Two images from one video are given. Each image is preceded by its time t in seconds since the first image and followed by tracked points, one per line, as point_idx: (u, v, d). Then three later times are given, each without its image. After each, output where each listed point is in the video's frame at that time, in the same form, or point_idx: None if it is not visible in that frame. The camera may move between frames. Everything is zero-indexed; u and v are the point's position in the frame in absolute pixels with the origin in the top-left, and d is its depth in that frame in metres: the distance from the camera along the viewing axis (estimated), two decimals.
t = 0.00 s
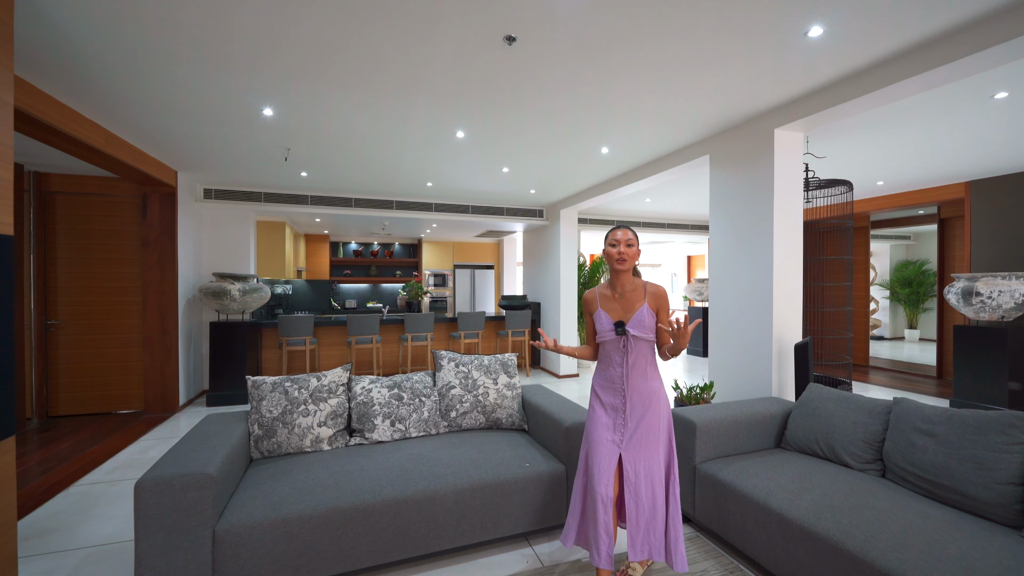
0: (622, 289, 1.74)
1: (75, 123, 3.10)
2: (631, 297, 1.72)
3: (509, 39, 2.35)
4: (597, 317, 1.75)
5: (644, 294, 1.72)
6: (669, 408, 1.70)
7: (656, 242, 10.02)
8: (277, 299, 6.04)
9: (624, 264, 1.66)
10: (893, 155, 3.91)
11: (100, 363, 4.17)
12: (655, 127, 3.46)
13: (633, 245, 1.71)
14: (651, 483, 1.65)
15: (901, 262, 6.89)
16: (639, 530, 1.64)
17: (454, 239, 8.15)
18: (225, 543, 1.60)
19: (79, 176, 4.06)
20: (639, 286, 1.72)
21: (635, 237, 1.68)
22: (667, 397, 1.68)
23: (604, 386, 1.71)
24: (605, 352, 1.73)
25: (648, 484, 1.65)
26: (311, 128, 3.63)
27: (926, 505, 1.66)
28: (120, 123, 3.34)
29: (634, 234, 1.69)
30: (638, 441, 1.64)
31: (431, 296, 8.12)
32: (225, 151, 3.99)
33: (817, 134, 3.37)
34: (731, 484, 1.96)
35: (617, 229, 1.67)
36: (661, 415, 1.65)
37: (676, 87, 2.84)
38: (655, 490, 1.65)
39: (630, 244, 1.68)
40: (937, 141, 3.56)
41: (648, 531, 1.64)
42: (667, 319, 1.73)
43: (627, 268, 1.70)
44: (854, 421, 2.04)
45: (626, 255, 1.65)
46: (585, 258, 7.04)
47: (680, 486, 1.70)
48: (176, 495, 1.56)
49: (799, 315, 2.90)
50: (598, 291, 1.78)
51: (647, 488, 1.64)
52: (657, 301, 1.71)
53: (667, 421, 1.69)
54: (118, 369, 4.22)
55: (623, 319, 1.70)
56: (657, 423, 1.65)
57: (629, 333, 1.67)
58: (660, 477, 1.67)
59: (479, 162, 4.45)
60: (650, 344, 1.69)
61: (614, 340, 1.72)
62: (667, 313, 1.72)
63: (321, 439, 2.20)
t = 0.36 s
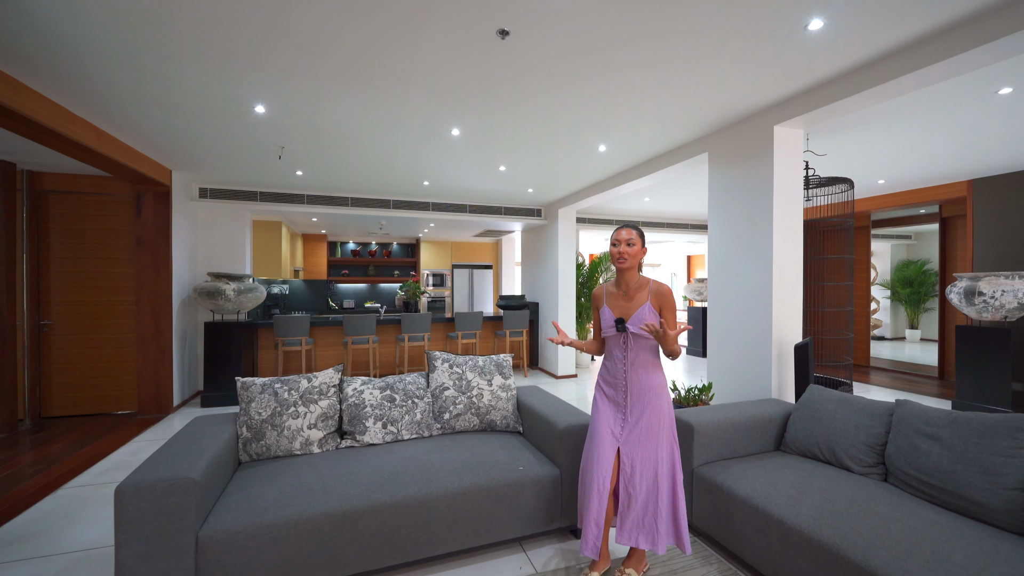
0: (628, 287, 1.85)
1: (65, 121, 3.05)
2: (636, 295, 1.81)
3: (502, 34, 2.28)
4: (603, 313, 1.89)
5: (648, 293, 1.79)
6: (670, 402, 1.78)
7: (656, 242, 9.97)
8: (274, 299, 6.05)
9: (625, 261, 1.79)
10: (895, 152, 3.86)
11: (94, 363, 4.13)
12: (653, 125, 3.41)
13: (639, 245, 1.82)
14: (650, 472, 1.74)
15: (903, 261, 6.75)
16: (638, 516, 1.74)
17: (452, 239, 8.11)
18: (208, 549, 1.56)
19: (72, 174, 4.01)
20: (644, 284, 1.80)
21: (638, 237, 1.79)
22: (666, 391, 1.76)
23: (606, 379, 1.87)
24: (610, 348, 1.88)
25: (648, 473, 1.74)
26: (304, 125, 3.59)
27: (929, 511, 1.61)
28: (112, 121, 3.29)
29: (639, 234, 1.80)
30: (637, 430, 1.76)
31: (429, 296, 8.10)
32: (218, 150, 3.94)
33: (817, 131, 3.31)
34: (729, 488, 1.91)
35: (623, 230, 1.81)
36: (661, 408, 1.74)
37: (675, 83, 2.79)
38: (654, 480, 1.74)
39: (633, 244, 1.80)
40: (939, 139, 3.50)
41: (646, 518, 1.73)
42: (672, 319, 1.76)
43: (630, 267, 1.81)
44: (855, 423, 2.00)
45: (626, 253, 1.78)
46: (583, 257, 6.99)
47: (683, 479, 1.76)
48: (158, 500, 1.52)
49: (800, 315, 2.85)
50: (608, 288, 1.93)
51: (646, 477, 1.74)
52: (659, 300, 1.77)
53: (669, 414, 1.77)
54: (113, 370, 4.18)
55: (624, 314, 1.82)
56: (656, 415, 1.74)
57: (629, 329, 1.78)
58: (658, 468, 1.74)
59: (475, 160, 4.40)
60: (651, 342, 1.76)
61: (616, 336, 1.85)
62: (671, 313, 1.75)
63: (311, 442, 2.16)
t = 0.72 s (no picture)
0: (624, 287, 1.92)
1: (57, 121, 3.02)
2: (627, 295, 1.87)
3: (492, 29, 2.36)
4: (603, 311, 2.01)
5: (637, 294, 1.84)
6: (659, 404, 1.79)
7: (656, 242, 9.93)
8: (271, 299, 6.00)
9: (612, 262, 1.87)
10: (896, 150, 3.82)
11: (88, 363, 4.11)
12: (650, 122, 3.37)
13: (631, 246, 1.86)
14: (638, 472, 1.79)
15: (905, 261, 6.62)
16: (626, 512, 1.80)
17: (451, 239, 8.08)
18: (191, 555, 1.52)
19: (66, 174, 3.99)
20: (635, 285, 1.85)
21: (626, 241, 1.85)
22: (653, 392, 1.78)
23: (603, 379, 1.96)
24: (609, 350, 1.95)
25: (631, 471, 1.80)
26: (298, 123, 3.55)
27: (930, 516, 1.57)
28: (105, 120, 3.26)
29: (629, 237, 1.86)
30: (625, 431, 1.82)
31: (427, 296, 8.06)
32: (212, 149, 3.92)
33: (817, 128, 3.27)
34: (725, 491, 1.88)
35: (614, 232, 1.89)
36: (647, 410, 1.77)
37: (672, 79, 2.75)
38: (642, 478, 1.79)
39: (622, 247, 1.87)
40: (940, 136, 3.46)
41: (636, 515, 1.79)
42: (658, 320, 1.77)
43: (621, 268, 1.89)
44: (853, 425, 1.96)
45: (613, 256, 1.87)
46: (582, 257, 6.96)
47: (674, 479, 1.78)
48: (139, 504, 1.48)
49: (798, 315, 2.81)
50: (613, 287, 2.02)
51: (633, 476, 1.80)
52: (645, 302, 1.79)
53: (658, 416, 1.79)
54: (107, 370, 4.15)
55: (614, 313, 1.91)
56: (643, 417, 1.78)
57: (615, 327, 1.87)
58: (642, 467, 1.79)
59: (472, 159, 4.37)
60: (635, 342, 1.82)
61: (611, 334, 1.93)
62: (655, 314, 1.77)
63: (300, 444, 2.13)
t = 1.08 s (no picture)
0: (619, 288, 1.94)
1: (54, 122, 3.04)
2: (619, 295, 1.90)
3: (482, 25, 2.32)
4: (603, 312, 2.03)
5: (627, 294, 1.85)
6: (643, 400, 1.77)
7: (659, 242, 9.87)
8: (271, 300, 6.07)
9: (605, 263, 1.91)
10: (900, 149, 3.76)
11: (88, 363, 4.13)
12: (648, 121, 3.33)
13: (625, 248, 1.89)
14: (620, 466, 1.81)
15: (911, 261, 6.71)
16: (615, 505, 1.85)
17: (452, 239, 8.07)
18: (175, 558, 1.51)
19: (66, 175, 4.02)
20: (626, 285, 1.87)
21: (615, 242, 1.88)
22: (633, 387, 1.77)
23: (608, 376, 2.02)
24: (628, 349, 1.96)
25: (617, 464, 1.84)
26: (294, 123, 3.55)
27: (928, 523, 1.53)
28: (102, 121, 3.27)
29: (618, 238, 1.89)
30: (615, 425, 1.85)
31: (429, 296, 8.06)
32: (210, 150, 3.92)
33: (819, 125, 3.22)
34: (719, 495, 1.85)
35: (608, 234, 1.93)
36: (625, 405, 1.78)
37: (669, 76, 2.72)
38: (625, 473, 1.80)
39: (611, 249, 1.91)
40: (945, 134, 3.40)
41: (621, 509, 1.81)
42: (643, 319, 1.78)
43: (615, 269, 1.91)
44: (851, 429, 1.92)
45: (603, 257, 1.91)
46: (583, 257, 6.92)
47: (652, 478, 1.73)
48: (123, 506, 1.48)
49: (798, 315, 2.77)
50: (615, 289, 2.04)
51: (618, 470, 1.83)
52: (631, 301, 1.81)
53: (642, 412, 1.77)
54: (106, 370, 4.17)
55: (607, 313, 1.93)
56: (626, 412, 1.78)
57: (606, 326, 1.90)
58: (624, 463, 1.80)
59: (470, 159, 4.35)
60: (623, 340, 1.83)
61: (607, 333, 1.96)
62: (641, 313, 1.77)
63: (291, 445, 2.12)
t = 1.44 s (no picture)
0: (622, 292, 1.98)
1: (54, 125, 3.09)
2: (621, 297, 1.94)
3: (469, 24, 2.30)
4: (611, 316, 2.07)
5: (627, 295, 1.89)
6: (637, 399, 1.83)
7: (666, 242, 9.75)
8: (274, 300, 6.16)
9: (607, 267, 1.96)
10: (908, 146, 3.65)
11: (95, 363, 4.21)
12: (646, 118, 3.27)
13: (625, 252, 1.93)
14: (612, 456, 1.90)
15: (924, 260, 6.37)
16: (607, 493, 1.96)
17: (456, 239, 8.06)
18: (160, 559, 1.52)
19: (72, 178, 4.09)
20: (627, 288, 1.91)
21: (615, 247, 1.93)
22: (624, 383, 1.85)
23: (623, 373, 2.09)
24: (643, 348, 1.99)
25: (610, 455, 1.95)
26: (292, 125, 3.57)
27: (924, 534, 1.47)
28: (104, 124, 3.32)
29: (618, 243, 1.93)
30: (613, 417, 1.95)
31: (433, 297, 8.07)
32: (211, 152, 3.97)
33: (820, 122, 3.14)
34: (710, 501, 1.81)
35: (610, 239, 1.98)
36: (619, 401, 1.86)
37: (662, 73, 2.67)
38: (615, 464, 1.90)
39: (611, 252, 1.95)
40: (955, 130, 3.29)
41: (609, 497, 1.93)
42: (641, 318, 1.81)
43: (617, 272, 1.95)
44: (849, 434, 1.87)
45: (604, 262, 1.96)
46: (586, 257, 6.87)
47: (642, 472, 1.79)
48: (108, 507, 1.49)
49: (798, 317, 2.71)
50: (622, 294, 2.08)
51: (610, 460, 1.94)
52: (629, 302, 1.85)
53: (636, 407, 1.83)
54: (113, 370, 4.25)
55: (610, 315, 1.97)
56: (621, 406, 1.86)
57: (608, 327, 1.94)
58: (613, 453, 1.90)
59: (469, 159, 4.33)
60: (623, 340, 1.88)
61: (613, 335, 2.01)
62: (638, 313, 1.80)
63: (281, 447, 2.12)
